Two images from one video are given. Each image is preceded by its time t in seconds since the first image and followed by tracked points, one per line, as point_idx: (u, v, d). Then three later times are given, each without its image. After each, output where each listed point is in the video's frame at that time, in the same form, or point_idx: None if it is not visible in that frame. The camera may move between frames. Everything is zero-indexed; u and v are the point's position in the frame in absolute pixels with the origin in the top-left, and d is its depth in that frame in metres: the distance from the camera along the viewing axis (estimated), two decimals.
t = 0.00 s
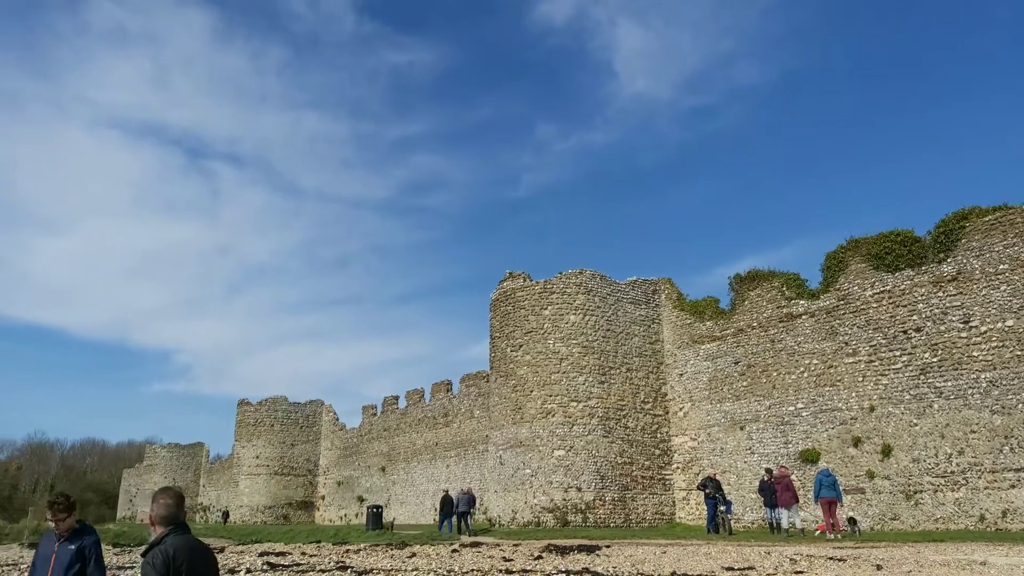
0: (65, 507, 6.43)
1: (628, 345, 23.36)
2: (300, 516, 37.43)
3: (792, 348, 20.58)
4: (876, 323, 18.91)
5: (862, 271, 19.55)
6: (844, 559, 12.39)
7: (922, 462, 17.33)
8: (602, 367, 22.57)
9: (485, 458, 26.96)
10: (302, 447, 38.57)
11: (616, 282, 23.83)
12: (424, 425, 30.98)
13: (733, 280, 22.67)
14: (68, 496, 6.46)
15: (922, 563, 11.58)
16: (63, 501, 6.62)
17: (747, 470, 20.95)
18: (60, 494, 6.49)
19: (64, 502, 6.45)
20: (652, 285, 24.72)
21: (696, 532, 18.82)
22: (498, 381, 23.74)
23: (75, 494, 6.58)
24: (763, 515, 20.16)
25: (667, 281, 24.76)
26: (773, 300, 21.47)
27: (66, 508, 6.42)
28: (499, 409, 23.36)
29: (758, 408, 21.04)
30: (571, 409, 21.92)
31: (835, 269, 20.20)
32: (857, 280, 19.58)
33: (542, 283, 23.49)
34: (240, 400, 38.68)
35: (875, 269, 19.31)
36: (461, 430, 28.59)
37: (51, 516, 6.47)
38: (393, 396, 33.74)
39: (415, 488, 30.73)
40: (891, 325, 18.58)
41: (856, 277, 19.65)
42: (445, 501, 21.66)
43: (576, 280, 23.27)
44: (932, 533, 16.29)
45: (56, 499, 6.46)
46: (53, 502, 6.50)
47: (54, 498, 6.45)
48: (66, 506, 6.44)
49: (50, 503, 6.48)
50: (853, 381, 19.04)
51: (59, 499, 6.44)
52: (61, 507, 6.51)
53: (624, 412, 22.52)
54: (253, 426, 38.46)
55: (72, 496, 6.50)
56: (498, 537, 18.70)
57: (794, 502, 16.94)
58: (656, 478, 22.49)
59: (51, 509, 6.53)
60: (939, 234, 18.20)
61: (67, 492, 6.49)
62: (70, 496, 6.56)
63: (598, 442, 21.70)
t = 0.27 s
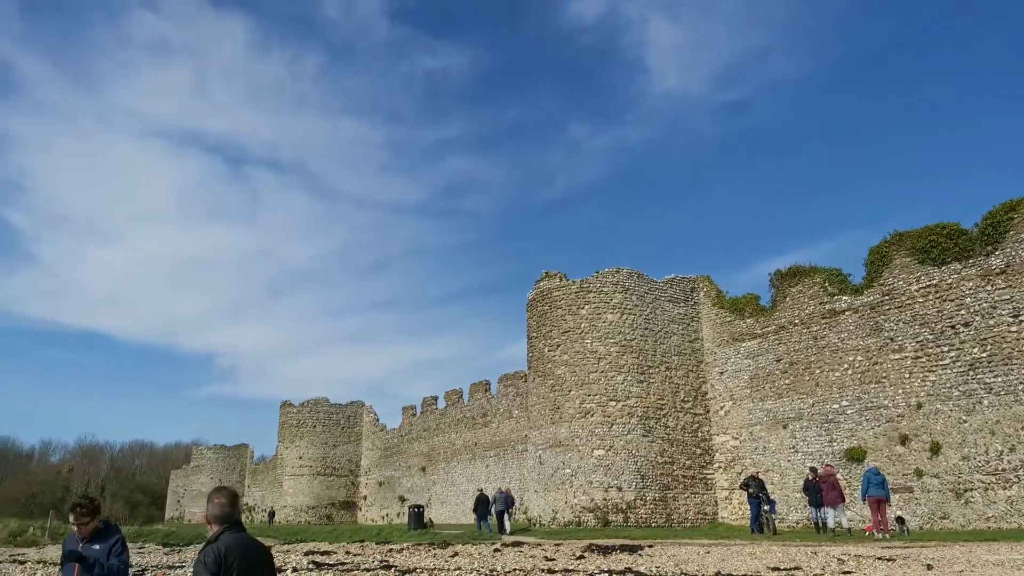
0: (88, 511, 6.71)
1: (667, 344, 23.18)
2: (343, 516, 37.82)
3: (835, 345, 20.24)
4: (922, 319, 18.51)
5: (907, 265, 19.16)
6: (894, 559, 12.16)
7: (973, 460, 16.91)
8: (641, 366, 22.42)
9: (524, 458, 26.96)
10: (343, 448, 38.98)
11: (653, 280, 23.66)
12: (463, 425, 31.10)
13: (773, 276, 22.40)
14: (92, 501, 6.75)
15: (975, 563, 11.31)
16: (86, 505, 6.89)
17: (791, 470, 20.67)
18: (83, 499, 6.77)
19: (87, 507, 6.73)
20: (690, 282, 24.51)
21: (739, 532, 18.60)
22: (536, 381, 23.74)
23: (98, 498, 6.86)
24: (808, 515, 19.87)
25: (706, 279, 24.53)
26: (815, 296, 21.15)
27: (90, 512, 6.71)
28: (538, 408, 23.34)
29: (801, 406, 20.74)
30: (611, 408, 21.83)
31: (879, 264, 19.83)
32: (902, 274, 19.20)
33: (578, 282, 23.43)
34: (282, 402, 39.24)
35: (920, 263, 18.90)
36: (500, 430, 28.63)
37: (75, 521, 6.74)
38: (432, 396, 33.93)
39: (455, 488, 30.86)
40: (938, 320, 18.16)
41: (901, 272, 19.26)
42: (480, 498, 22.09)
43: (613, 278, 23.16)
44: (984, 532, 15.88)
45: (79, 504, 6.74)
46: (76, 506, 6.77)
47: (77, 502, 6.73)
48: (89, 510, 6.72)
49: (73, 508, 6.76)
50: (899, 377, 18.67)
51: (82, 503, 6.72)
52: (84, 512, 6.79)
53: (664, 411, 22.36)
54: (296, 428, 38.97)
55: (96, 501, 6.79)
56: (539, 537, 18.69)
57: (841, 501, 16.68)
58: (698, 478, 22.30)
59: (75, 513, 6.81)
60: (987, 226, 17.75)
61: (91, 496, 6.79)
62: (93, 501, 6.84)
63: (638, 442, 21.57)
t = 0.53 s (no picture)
0: (112, 512, 6.23)
1: (713, 342, 22.92)
2: (391, 516, 38.18)
3: (888, 340, 19.80)
4: (978, 312, 17.95)
5: (961, 258, 18.64)
6: (954, 559, 11.84)
7: None
8: (687, 364, 22.20)
9: (570, 457, 26.89)
10: (390, 448, 39.36)
11: (698, 278, 23.40)
12: (508, 425, 31.16)
13: (822, 271, 22.02)
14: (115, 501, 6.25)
15: None
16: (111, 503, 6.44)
17: (843, 468, 20.28)
18: (105, 498, 6.29)
19: (109, 507, 6.24)
20: (736, 279, 24.20)
21: (791, 531, 18.30)
22: (581, 380, 23.67)
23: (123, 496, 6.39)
24: (862, 514, 19.47)
25: (752, 275, 24.20)
26: (866, 291, 20.72)
27: (112, 514, 6.22)
28: (583, 408, 23.27)
29: (853, 403, 20.34)
30: (657, 407, 21.66)
31: (932, 256, 19.33)
32: (956, 267, 18.68)
33: (622, 281, 23.30)
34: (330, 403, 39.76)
35: (975, 255, 18.37)
36: (546, 430, 28.61)
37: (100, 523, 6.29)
38: (477, 396, 34.07)
39: (501, 487, 30.92)
40: (995, 313, 17.60)
41: (955, 264, 18.74)
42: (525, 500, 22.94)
43: (657, 276, 22.97)
44: None
45: (102, 505, 6.26)
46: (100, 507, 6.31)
47: (99, 502, 6.24)
48: (112, 512, 6.23)
49: (96, 509, 6.28)
50: (955, 373, 18.17)
51: (106, 504, 6.23)
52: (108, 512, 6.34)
53: (712, 410, 22.10)
54: (344, 429, 39.46)
55: (120, 500, 6.30)
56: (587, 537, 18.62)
57: (897, 500, 16.33)
58: (747, 477, 22.01)
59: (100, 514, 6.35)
60: None
61: (116, 496, 6.31)
62: (117, 499, 6.37)
63: (685, 441, 21.36)
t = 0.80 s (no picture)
0: (162, 505, 6.20)
1: (769, 338, 22.54)
2: (447, 515, 38.47)
3: (953, 334, 19.21)
4: None
5: None
6: None
7: None
8: (742, 361, 21.88)
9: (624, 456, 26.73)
10: (444, 448, 39.66)
11: (752, 273, 23.04)
12: (561, 424, 31.12)
13: (882, 264, 21.50)
14: (167, 493, 6.22)
15: None
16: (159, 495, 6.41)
17: (908, 466, 19.76)
18: (156, 490, 6.26)
19: (161, 499, 6.21)
20: (792, 273, 23.76)
21: (854, 530, 17.89)
22: (634, 379, 23.51)
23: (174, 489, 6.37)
24: (929, 513, 18.95)
25: (808, 269, 23.74)
26: (929, 283, 20.15)
27: (165, 505, 6.19)
28: (637, 407, 23.11)
29: (917, 399, 19.79)
30: (712, 406, 21.40)
31: (998, 246, 18.69)
32: None
33: (674, 277, 23.08)
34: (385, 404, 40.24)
35: None
36: (599, 429, 28.50)
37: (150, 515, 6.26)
38: (529, 396, 34.12)
39: (556, 487, 30.90)
40: None
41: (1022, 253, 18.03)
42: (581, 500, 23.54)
43: (710, 273, 22.69)
44: None
45: (153, 497, 6.23)
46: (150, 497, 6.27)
47: (150, 493, 6.22)
48: (163, 503, 6.20)
49: (147, 501, 6.24)
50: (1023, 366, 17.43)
51: (157, 496, 6.20)
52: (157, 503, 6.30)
53: (769, 407, 21.75)
54: (399, 429, 39.92)
55: (172, 493, 6.27)
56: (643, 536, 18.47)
57: (966, 498, 15.86)
58: (807, 475, 21.61)
59: (147, 506, 6.31)
60: None
61: (165, 488, 6.29)
62: (168, 492, 6.34)
63: (742, 439, 21.06)
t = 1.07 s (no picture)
0: (213, 514, 6.42)
1: (828, 334, 22.06)
2: (502, 515, 38.59)
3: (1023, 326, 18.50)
4: None
5: None
6: None
7: None
8: (801, 358, 21.46)
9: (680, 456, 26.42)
10: (498, 448, 39.79)
11: (809, 268, 22.58)
12: (615, 423, 30.93)
13: (945, 256, 20.86)
14: (216, 502, 6.45)
15: None
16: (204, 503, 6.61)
17: (977, 463, 19.13)
18: (205, 497, 6.47)
19: (211, 508, 6.43)
20: (851, 267, 23.22)
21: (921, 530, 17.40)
22: (690, 377, 23.25)
23: (222, 498, 6.59)
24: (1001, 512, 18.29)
25: (868, 263, 23.18)
26: (996, 275, 19.49)
27: (215, 514, 6.42)
28: (693, 405, 22.85)
29: (985, 394, 19.14)
30: (771, 404, 21.04)
31: None
32: None
33: (728, 274, 22.76)
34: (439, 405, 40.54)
35: None
36: (653, 429, 28.25)
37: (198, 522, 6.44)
38: (582, 396, 34.01)
39: (611, 487, 30.73)
40: None
41: None
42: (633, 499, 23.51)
43: (765, 268, 22.32)
44: None
45: (204, 505, 6.43)
46: (197, 504, 6.47)
47: (199, 500, 6.42)
48: (213, 512, 6.43)
49: (195, 508, 6.43)
50: None
51: (207, 505, 6.40)
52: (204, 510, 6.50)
53: (830, 405, 21.28)
54: (452, 430, 40.19)
55: (221, 503, 6.50)
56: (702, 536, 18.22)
57: None
58: (871, 474, 21.10)
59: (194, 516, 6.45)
60: None
61: (214, 497, 6.54)
62: (216, 501, 6.56)
63: (803, 438, 20.65)
